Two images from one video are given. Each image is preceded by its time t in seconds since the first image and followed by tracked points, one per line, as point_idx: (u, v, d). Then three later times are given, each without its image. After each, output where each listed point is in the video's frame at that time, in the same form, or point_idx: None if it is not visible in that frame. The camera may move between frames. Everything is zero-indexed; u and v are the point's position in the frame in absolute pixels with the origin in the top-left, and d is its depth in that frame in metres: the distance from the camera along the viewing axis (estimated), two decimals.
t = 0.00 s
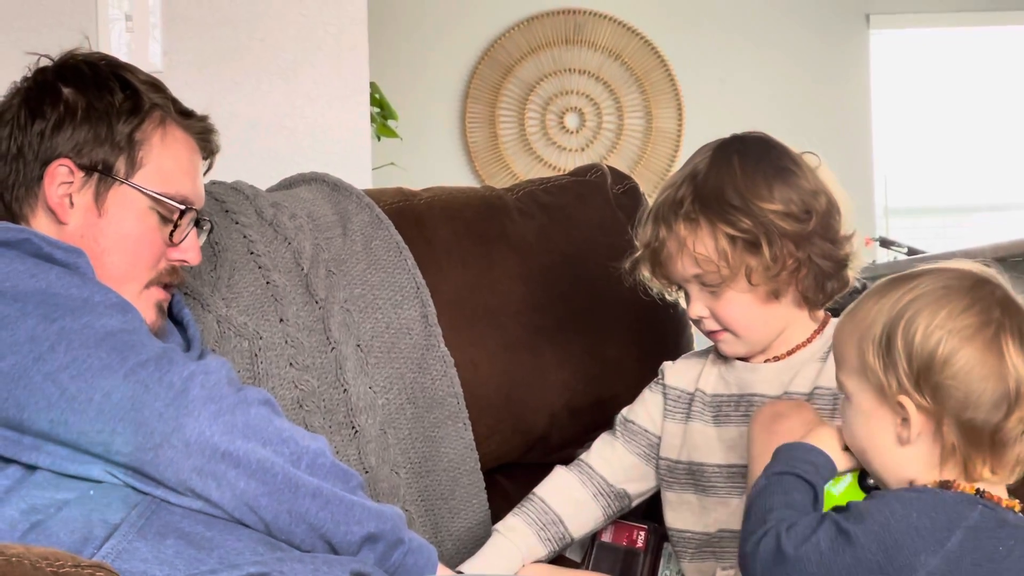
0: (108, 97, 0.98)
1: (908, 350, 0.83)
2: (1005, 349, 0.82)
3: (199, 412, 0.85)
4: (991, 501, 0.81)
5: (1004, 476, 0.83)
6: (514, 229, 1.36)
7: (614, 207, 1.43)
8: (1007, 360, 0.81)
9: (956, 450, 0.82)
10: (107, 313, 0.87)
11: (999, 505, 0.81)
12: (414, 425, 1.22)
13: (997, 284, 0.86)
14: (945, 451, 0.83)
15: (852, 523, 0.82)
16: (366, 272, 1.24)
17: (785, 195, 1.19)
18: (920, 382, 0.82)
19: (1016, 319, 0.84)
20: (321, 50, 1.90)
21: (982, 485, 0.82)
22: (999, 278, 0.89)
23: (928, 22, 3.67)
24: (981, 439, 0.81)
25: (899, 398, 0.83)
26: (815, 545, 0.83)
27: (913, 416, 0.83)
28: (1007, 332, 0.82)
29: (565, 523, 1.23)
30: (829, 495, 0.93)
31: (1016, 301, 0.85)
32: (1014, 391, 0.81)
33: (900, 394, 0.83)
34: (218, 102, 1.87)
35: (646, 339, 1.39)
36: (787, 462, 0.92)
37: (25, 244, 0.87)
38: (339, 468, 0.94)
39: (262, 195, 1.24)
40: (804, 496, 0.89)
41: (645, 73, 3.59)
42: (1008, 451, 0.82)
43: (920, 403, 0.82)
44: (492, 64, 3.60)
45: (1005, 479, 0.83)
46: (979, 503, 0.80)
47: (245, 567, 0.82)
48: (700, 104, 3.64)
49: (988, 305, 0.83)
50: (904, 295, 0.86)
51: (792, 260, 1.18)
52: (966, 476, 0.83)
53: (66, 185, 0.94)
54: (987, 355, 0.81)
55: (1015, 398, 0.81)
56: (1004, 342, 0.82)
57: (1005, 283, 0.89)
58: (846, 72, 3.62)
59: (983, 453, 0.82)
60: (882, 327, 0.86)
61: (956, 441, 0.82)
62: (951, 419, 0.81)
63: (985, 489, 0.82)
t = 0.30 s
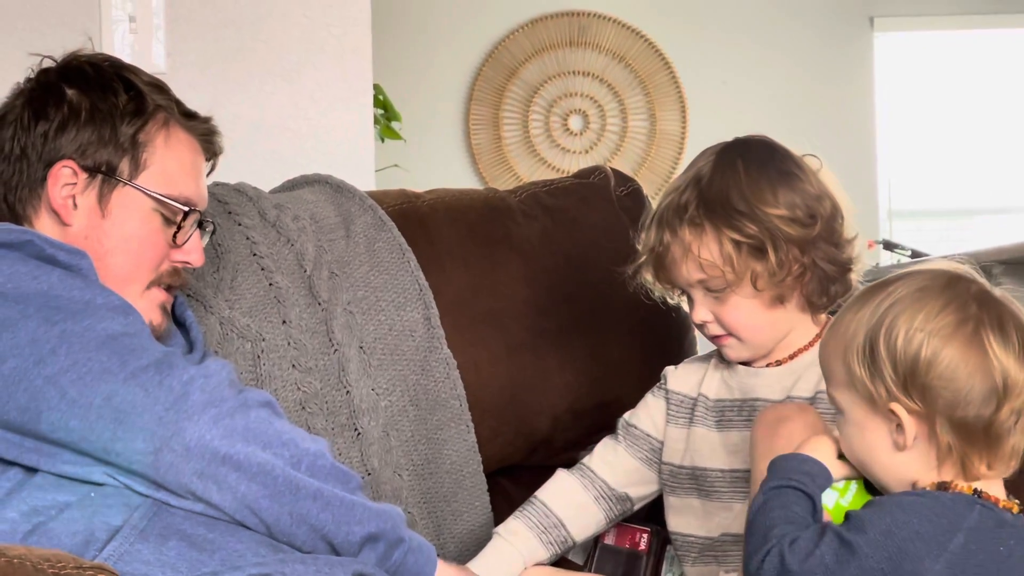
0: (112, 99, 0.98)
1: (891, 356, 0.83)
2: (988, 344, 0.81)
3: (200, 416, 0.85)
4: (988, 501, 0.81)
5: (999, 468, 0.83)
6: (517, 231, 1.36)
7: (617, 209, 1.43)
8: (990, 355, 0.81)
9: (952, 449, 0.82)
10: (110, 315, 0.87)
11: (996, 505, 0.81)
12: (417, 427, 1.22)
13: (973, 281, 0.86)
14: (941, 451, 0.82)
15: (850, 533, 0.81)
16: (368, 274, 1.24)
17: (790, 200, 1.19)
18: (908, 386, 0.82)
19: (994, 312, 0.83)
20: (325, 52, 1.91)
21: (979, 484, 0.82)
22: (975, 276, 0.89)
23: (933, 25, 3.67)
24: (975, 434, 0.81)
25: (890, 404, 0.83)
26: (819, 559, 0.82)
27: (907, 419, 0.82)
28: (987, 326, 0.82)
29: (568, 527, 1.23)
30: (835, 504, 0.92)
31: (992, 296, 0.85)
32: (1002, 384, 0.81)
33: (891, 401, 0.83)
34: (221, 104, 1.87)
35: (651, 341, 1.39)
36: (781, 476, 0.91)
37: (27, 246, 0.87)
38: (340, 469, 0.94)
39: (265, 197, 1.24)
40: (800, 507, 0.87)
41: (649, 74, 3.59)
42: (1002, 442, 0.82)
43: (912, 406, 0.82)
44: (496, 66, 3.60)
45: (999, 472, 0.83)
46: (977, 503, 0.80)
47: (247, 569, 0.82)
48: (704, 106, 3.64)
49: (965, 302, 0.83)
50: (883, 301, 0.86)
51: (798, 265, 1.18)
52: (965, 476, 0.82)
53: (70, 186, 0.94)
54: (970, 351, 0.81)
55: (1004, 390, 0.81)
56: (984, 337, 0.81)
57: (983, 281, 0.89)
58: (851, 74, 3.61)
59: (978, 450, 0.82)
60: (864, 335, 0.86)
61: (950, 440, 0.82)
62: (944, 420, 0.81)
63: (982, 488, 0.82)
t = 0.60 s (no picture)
0: (122, 99, 0.98)
1: (909, 354, 0.83)
2: (1007, 354, 0.81)
3: (203, 420, 0.85)
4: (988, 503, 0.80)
5: (1004, 479, 0.82)
6: (522, 232, 1.36)
7: (623, 210, 1.43)
8: (1009, 365, 0.80)
9: (956, 452, 0.82)
10: (116, 315, 0.87)
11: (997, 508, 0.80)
12: (423, 427, 1.22)
13: (1002, 288, 0.85)
14: (945, 453, 0.82)
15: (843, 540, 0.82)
16: (375, 274, 1.24)
17: (798, 203, 1.19)
18: (922, 386, 0.82)
19: (1018, 322, 0.83)
20: (331, 52, 1.91)
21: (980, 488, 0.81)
22: (1004, 282, 0.88)
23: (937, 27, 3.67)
24: (982, 441, 0.81)
25: (901, 401, 0.83)
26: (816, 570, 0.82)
27: (914, 416, 0.82)
28: (1010, 336, 0.81)
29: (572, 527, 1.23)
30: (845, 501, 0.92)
31: (1020, 305, 0.84)
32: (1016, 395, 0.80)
33: (904, 398, 0.83)
34: (228, 104, 1.87)
35: (656, 341, 1.39)
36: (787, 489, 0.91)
37: (34, 245, 0.87)
38: (346, 470, 0.94)
39: (271, 197, 1.24)
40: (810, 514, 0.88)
41: (654, 76, 3.59)
42: (1008, 452, 0.81)
43: (921, 405, 0.82)
44: (501, 67, 3.60)
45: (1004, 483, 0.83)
46: (972, 502, 0.79)
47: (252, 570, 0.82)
48: (708, 108, 3.64)
49: (992, 309, 0.83)
50: (907, 298, 0.86)
51: (805, 268, 1.18)
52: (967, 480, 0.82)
53: (80, 186, 0.94)
54: (988, 359, 0.80)
55: (1016, 401, 0.80)
56: (1006, 346, 0.81)
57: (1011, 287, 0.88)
58: (855, 76, 3.61)
59: (984, 457, 0.81)
60: (885, 330, 0.86)
61: (957, 444, 0.81)
62: (951, 424, 0.81)
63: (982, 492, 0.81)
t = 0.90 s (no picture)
0: (154, 107, 0.98)
1: (939, 351, 0.83)
2: None
3: (215, 417, 0.85)
4: None
5: None
6: (532, 231, 1.36)
7: (633, 211, 1.43)
8: None
9: (988, 451, 0.82)
10: (130, 310, 0.87)
11: None
12: (431, 426, 1.22)
13: None
14: (976, 451, 0.82)
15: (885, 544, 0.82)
16: (384, 274, 1.24)
17: (805, 204, 1.19)
18: (952, 384, 0.82)
19: None
20: (341, 53, 1.92)
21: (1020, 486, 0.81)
22: None
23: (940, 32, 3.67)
24: (1014, 441, 0.80)
25: (931, 398, 0.84)
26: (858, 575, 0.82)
27: (945, 414, 0.83)
28: None
29: (582, 529, 1.23)
30: (891, 502, 0.92)
31: None
32: None
33: (934, 395, 0.84)
34: (237, 103, 1.88)
35: (665, 341, 1.39)
36: (831, 495, 0.91)
37: (49, 240, 0.88)
38: (359, 470, 0.95)
39: (282, 196, 1.24)
40: (849, 519, 0.88)
41: (661, 78, 3.60)
42: None
43: (950, 403, 0.82)
44: (508, 69, 3.60)
45: None
46: (1012, 505, 0.79)
47: (263, 568, 0.82)
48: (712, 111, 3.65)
49: None
50: (940, 296, 0.86)
51: (813, 270, 1.18)
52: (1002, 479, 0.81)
53: (106, 192, 0.95)
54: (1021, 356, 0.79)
55: None
56: None
57: None
58: (860, 79, 3.62)
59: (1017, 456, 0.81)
60: (916, 327, 0.86)
61: (987, 442, 0.81)
62: (982, 423, 0.81)
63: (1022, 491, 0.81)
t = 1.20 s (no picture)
0: (162, 108, 0.98)
1: (962, 356, 0.81)
2: None
3: (222, 416, 0.85)
4: None
5: None
6: (538, 231, 1.36)
7: (638, 211, 1.43)
8: None
9: (987, 461, 0.81)
10: (137, 311, 0.87)
11: None
12: (437, 426, 1.22)
13: None
14: (974, 457, 0.82)
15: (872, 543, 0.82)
16: (389, 273, 1.24)
17: (811, 207, 1.19)
18: (967, 391, 0.81)
19: None
20: (347, 53, 1.92)
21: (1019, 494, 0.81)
22: None
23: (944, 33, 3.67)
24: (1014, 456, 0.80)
25: (943, 399, 0.83)
26: None
27: (953, 416, 0.82)
28: None
29: (586, 530, 1.23)
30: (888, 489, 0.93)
31: None
32: None
33: (946, 396, 0.83)
34: (243, 102, 1.88)
35: (671, 341, 1.39)
36: (819, 491, 0.91)
37: (58, 240, 0.88)
38: (366, 471, 0.95)
39: (287, 195, 1.24)
40: (838, 516, 0.87)
41: (664, 79, 3.60)
42: None
43: (961, 410, 0.81)
44: (512, 69, 3.61)
45: None
46: (1004, 507, 0.79)
47: (268, 568, 0.82)
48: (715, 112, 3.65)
49: None
50: (976, 298, 0.83)
51: (817, 274, 1.18)
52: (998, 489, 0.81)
53: (112, 192, 0.95)
54: None
55: None
56: None
57: None
58: (863, 81, 3.62)
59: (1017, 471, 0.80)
60: (945, 323, 0.84)
61: (986, 454, 0.81)
62: (987, 434, 0.80)
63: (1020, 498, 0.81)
